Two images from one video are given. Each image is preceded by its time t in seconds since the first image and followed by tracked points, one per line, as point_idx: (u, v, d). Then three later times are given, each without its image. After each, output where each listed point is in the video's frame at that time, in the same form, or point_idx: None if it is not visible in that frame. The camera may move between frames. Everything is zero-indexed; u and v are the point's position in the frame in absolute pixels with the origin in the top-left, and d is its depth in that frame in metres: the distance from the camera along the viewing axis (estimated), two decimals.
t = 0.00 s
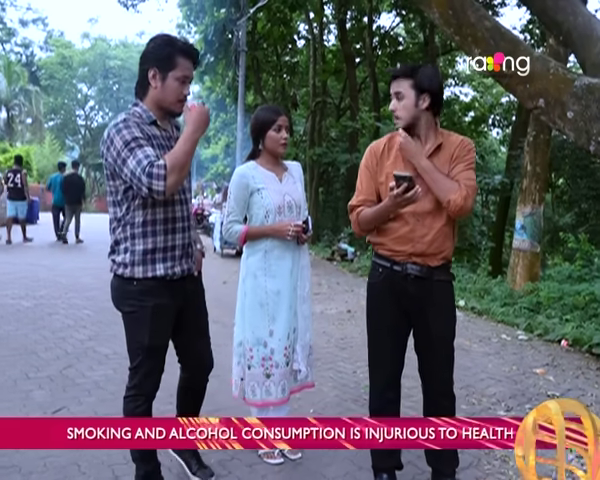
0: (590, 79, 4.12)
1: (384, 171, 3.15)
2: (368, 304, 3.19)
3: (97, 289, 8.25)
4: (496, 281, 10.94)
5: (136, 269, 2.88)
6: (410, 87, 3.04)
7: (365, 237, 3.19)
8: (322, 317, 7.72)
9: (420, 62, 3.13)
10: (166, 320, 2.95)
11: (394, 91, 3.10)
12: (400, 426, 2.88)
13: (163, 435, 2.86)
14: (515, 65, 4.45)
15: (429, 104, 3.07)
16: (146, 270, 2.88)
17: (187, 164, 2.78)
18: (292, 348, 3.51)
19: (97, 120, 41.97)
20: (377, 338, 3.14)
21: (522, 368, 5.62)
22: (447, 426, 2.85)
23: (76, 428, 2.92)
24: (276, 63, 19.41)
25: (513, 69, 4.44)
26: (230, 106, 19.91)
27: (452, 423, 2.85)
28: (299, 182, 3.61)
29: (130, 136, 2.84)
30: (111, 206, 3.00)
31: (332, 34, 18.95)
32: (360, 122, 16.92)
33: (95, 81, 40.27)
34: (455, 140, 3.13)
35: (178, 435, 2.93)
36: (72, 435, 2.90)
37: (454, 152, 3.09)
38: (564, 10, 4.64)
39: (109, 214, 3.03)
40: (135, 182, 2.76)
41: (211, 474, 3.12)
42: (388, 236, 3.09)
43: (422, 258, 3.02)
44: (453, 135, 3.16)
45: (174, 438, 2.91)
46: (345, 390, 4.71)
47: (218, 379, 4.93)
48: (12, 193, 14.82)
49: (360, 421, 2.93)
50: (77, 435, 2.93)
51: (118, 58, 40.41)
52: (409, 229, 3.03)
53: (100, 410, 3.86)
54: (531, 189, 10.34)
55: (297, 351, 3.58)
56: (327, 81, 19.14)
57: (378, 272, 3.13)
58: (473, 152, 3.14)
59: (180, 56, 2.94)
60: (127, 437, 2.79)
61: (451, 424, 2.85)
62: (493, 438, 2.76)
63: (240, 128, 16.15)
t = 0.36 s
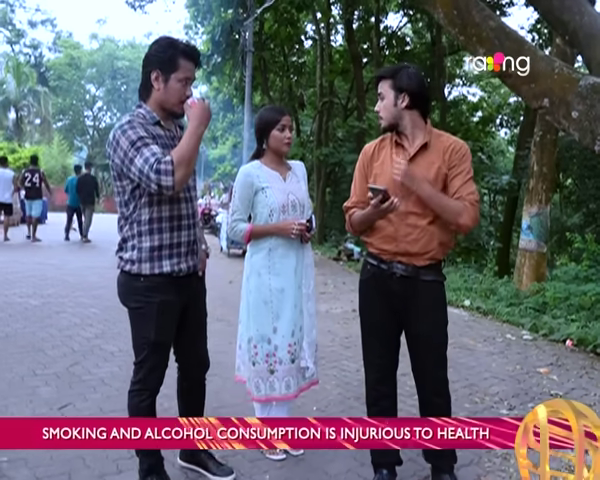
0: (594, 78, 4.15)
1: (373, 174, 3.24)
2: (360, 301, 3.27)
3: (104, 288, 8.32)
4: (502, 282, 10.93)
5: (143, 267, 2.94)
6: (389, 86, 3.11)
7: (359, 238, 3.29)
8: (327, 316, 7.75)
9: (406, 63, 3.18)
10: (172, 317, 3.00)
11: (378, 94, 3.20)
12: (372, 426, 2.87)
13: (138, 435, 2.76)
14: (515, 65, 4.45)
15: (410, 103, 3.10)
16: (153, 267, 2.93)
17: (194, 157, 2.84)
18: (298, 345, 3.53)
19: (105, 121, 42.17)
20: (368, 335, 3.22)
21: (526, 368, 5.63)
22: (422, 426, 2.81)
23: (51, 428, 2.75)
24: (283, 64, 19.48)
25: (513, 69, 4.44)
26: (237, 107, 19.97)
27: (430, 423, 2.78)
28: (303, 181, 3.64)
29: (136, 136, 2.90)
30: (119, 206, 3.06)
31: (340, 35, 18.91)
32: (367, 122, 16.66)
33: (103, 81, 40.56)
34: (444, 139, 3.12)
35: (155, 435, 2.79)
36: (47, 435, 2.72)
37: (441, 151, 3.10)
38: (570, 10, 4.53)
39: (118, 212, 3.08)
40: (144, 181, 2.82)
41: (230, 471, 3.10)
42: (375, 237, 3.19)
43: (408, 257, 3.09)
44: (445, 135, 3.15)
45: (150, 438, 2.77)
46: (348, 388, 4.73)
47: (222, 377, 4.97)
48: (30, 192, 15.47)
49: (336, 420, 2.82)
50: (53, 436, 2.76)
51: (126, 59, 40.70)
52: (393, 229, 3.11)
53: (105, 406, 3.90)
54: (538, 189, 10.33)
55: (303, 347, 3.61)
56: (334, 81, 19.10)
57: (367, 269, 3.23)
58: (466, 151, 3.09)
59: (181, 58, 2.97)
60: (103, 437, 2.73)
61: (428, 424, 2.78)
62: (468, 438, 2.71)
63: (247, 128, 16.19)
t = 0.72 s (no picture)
0: None
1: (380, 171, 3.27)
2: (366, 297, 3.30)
3: (113, 285, 8.39)
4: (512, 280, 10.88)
5: (166, 259, 2.93)
6: (394, 84, 3.14)
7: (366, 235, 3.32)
8: (335, 314, 7.77)
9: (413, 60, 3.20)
10: (193, 311, 3.00)
11: (384, 91, 3.22)
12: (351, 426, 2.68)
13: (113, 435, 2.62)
14: (516, 66, 4.54)
15: (415, 99, 3.12)
16: (175, 260, 2.93)
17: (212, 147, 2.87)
18: (301, 341, 3.55)
19: (115, 121, 42.44)
20: (374, 331, 3.24)
21: (533, 366, 5.63)
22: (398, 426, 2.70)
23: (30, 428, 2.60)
24: (292, 63, 19.55)
25: (514, 69, 4.54)
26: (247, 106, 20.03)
27: (405, 423, 2.70)
28: (305, 179, 3.66)
29: (157, 131, 2.90)
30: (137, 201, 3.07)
31: (349, 33, 18.88)
32: (376, 121, 16.60)
33: (114, 81, 40.86)
34: (450, 137, 3.10)
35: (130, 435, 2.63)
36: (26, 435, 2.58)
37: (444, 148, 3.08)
38: (579, 7, 4.51)
39: (139, 209, 3.07)
40: (168, 174, 2.83)
41: (235, 466, 3.14)
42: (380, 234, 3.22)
43: (412, 254, 3.10)
44: (450, 132, 3.13)
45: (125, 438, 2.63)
46: (354, 385, 4.76)
47: (228, 373, 5.00)
48: (44, 192, 15.71)
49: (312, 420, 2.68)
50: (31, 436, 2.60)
51: (137, 58, 41.02)
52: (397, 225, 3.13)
53: (112, 401, 3.96)
54: (547, 187, 10.29)
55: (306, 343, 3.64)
56: (343, 80, 19.07)
57: (372, 265, 3.26)
58: (471, 148, 3.07)
59: (192, 58, 3.01)
60: (78, 438, 2.62)
61: (404, 423, 2.70)
62: (443, 438, 2.69)
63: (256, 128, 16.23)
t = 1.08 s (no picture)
0: None
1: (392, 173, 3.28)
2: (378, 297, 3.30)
3: (120, 286, 8.43)
4: (519, 281, 10.86)
5: (176, 258, 2.95)
6: (408, 84, 3.13)
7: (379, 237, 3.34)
8: (340, 315, 7.77)
9: (426, 61, 3.20)
10: (202, 311, 3.01)
11: (398, 90, 3.21)
12: (327, 425, 2.68)
13: (89, 435, 2.63)
14: (515, 65, 4.56)
15: (428, 100, 3.12)
16: (185, 258, 2.94)
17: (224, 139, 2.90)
18: (300, 343, 3.57)
19: (123, 122, 42.64)
20: (385, 330, 3.25)
21: (538, 367, 5.62)
22: (373, 426, 2.69)
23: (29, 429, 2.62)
24: (299, 63, 19.56)
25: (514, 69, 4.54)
26: (254, 107, 20.09)
27: (380, 424, 2.69)
28: (306, 181, 3.68)
29: (170, 130, 2.91)
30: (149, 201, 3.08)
31: (356, 34, 18.88)
32: (383, 122, 16.57)
33: (122, 82, 41.26)
34: (462, 139, 3.09)
35: (106, 435, 2.63)
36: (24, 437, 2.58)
37: (458, 149, 3.07)
38: (586, 7, 4.48)
39: (150, 208, 3.08)
40: (183, 170, 2.85)
41: (238, 466, 3.16)
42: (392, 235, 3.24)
43: (423, 255, 3.11)
44: (463, 134, 3.12)
45: (101, 438, 2.63)
46: (358, 386, 4.77)
47: (233, 374, 5.02)
48: (56, 193, 15.93)
49: (286, 420, 2.68)
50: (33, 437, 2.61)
51: (144, 59, 41.49)
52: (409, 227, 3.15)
53: (118, 401, 3.99)
54: (554, 188, 10.26)
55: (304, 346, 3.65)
56: (350, 81, 19.07)
57: (385, 265, 3.27)
58: (483, 151, 3.05)
59: (199, 62, 3.02)
60: (53, 438, 2.62)
61: (379, 424, 2.69)
62: (417, 438, 2.72)
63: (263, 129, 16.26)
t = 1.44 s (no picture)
0: None
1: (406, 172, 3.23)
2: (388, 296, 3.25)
3: (126, 285, 8.44)
4: (526, 281, 10.79)
5: (173, 254, 2.93)
6: (423, 82, 3.07)
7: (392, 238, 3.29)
8: (347, 315, 7.73)
9: (442, 58, 3.15)
10: (198, 310, 2.99)
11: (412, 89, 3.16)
12: (302, 425, 2.68)
13: (65, 435, 2.62)
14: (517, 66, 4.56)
15: (444, 98, 3.06)
16: (180, 257, 2.93)
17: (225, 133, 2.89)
18: (299, 343, 3.56)
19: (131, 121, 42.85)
20: (393, 332, 3.21)
21: (545, 368, 5.58)
22: (350, 426, 2.65)
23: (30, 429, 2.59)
24: (307, 63, 19.47)
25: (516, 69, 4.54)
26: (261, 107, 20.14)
27: (356, 423, 2.65)
28: (305, 180, 3.67)
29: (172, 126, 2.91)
30: (150, 197, 3.07)
31: (364, 34, 18.86)
32: (390, 122, 16.52)
33: (130, 82, 42.57)
34: (477, 139, 3.04)
35: (82, 435, 2.62)
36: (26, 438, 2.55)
37: (473, 150, 3.02)
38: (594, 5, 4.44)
39: (150, 204, 3.07)
40: (183, 164, 2.83)
41: (240, 466, 3.14)
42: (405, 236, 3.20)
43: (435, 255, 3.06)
44: (478, 134, 3.07)
45: (77, 438, 2.62)
46: (363, 387, 4.75)
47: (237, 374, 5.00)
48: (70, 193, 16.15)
49: (262, 420, 2.70)
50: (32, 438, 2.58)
51: (152, 60, 43.37)
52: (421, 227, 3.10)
53: (122, 401, 3.98)
54: (562, 188, 10.19)
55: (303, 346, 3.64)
56: (357, 81, 19.03)
57: (397, 266, 3.21)
58: (498, 151, 3.00)
59: (200, 60, 3.01)
60: (26, 439, 2.57)
61: (355, 423, 2.65)
62: (395, 438, 2.68)
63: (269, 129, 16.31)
